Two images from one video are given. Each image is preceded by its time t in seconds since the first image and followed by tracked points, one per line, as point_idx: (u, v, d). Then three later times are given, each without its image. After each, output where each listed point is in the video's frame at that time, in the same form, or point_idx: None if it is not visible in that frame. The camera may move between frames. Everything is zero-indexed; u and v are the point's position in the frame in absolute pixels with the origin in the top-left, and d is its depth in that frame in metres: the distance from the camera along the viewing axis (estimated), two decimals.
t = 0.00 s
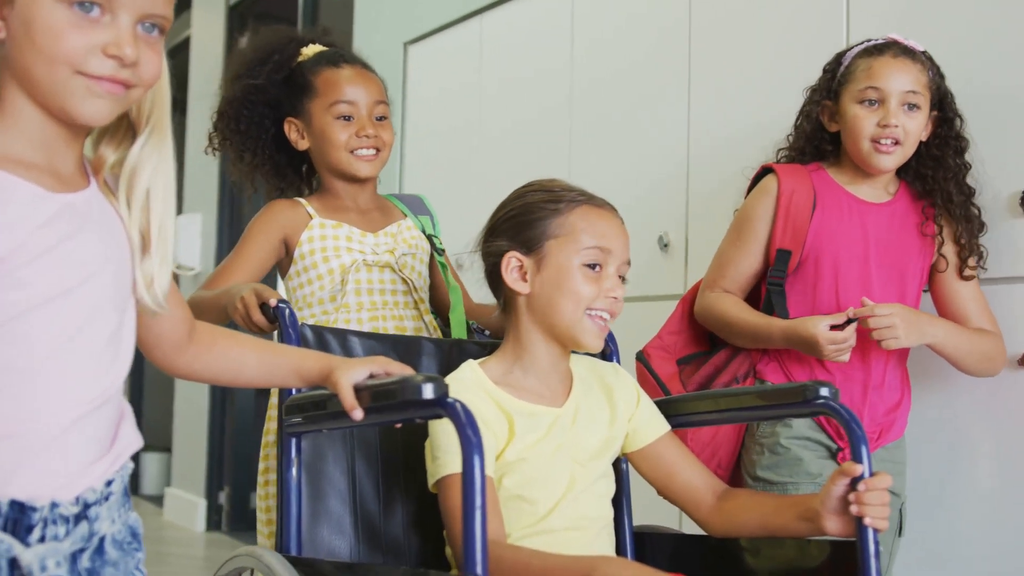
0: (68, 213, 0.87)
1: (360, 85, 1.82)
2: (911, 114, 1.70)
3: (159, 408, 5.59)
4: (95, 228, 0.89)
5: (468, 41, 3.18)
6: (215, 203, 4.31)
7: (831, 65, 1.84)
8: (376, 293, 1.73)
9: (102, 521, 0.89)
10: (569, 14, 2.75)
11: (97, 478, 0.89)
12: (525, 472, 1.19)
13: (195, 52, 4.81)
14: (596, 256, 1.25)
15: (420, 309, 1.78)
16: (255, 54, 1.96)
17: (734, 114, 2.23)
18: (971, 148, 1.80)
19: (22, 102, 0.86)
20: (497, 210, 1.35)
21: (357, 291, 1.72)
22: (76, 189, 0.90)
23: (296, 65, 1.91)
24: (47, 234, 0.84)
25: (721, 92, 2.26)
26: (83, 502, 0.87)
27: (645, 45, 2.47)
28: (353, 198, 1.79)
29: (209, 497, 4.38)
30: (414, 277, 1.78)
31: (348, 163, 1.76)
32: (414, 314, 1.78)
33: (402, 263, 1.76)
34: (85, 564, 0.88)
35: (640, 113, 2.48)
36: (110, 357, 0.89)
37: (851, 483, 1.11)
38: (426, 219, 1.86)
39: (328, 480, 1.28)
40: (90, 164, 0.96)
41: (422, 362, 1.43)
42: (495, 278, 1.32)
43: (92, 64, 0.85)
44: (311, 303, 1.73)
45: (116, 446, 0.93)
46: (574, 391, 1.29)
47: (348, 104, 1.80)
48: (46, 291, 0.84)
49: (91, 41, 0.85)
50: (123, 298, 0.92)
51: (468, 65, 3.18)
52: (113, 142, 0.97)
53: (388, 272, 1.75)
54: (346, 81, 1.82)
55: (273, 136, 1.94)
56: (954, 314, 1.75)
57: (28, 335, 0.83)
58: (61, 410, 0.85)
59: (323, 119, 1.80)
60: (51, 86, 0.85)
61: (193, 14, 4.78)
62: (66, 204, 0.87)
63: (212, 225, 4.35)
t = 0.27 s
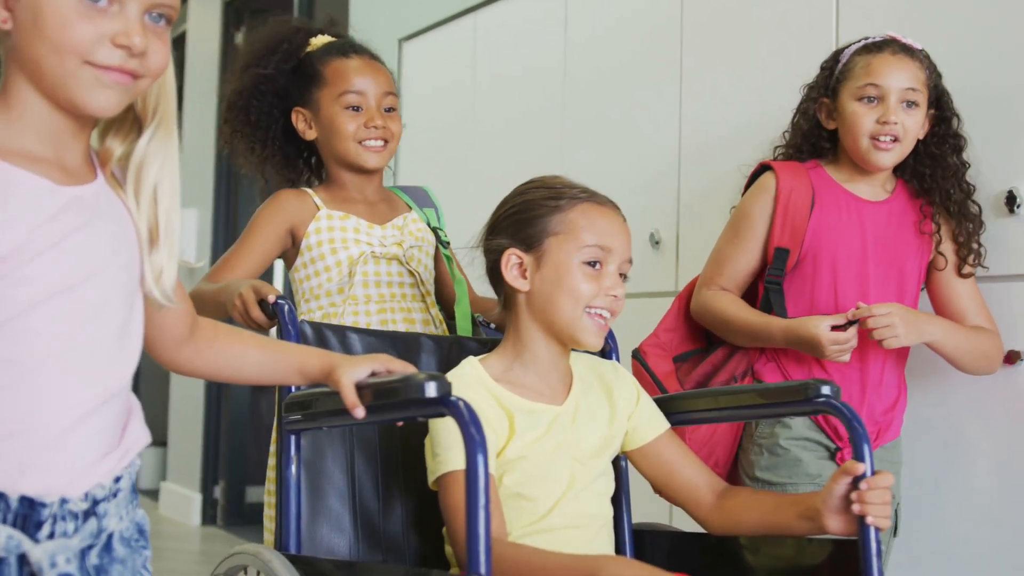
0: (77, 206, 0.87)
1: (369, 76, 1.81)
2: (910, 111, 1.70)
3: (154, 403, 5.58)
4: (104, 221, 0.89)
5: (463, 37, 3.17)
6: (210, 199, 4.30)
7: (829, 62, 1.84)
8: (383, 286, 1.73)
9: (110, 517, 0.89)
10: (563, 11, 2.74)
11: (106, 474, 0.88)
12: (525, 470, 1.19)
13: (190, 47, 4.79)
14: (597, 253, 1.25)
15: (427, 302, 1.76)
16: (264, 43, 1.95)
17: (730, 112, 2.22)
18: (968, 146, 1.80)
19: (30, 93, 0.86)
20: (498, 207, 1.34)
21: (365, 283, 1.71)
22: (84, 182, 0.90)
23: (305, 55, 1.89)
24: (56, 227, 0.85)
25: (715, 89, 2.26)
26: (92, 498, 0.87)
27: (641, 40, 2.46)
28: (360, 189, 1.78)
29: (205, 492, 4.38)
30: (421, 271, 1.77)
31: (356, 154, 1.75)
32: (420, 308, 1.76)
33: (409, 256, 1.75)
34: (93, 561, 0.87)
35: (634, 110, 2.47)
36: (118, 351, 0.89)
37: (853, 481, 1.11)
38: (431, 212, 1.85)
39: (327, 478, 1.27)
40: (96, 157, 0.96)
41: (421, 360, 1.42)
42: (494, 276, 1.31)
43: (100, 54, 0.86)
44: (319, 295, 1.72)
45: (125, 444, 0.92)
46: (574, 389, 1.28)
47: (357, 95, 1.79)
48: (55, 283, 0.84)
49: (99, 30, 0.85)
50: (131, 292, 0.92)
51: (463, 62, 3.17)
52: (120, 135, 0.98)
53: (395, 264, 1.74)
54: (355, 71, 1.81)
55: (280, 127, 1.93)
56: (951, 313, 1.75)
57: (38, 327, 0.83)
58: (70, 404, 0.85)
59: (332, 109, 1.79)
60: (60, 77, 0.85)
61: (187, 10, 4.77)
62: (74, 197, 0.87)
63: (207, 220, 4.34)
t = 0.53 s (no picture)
0: (81, 207, 0.86)
1: (377, 71, 1.80)
2: (907, 110, 1.70)
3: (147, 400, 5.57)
4: (109, 222, 0.89)
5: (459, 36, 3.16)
6: (205, 197, 4.29)
7: (825, 61, 1.84)
8: (391, 283, 1.73)
9: (120, 519, 0.89)
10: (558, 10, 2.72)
11: (114, 476, 0.88)
12: (525, 470, 1.18)
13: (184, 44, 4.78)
14: (597, 253, 1.24)
15: (432, 298, 1.76)
16: (271, 34, 1.93)
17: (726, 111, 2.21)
18: (964, 146, 1.80)
19: (35, 94, 0.86)
20: (499, 207, 1.34)
21: (373, 280, 1.71)
22: (89, 182, 0.89)
23: (313, 48, 1.88)
24: (61, 229, 0.84)
25: (712, 89, 2.25)
26: (102, 501, 0.87)
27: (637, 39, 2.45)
28: (364, 185, 1.77)
29: (199, 488, 4.37)
30: (427, 267, 1.77)
31: (362, 151, 1.75)
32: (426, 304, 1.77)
33: (416, 252, 1.75)
34: (103, 563, 0.88)
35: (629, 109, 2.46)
36: (122, 353, 0.89)
37: (856, 482, 1.11)
38: (433, 209, 1.85)
39: (327, 478, 1.27)
40: (102, 156, 0.97)
41: (420, 359, 1.41)
42: (495, 276, 1.31)
43: (105, 52, 0.85)
44: (327, 292, 1.71)
45: (132, 448, 0.92)
46: (574, 389, 1.28)
47: (365, 90, 1.78)
48: (61, 286, 0.84)
49: (104, 29, 0.85)
50: (136, 295, 0.91)
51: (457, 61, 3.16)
52: (125, 134, 0.98)
53: (401, 261, 1.75)
54: (362, 67, 1.80)
55: (286, 120, 1.92)
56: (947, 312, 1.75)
57: (44, 330, 0.83)
58: (78, 407, 0.85)
59: (339, 103, 1.78)
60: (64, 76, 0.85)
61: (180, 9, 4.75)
62: (78, 199, 0.87)
63: (202, 218, 4.33)
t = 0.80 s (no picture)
0: (81, 206, 0.86)
1: (380, 70, 1.79)
2: (901, 107, 1.70)
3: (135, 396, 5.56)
4: (109, 220, 0.89)
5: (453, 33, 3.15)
6: (195, 193, 4.27)
7: (816, 58, 1.83)
8: (395, 281, 1.72)
9: (122, 516, 0.89)
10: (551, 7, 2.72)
11: (117, 474, 0.89)
12: (523, 469, 1.18)
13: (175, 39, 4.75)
14: (595, 251, 1.23)
15: (435, 296, 1.76)
16: (273, 26, 1.92)
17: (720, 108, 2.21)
18: (954, 144, 1.81)
19: (33, 93, 0.85)
20: (496, 206, 1.34)
21: (377, 279, 1.70)
22: (87, 181, 0.89)
23: (316, 43, 1.87)
24: (63, 229, 0.84)
25: (706, 87, 2.25)
26: (106, 498, 0.87)
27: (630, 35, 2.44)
28: (365, 183, 1.77)
29: (189, 484, 4.37)
30: (429, 266, 1.77)
31: (365, 150, 1.74)
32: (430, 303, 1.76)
33: (418, 251, 1.75)
34: (106, 560, 0.88)
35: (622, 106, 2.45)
36: (123, 352, 0.89)
37: (855, 481, 1.10)
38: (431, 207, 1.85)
39: (322, 478, 1.26)
40: (101, 154, 0.96)
41: (416, 357, 1.40)
42: (492, 275, 1.30)
43: (105, 50, 0.84)
44: (330, 291, 1.70)
45: (132, 447, 0.92)
46: (571, 388, 1.27)
47: (368, 88, 1.77)
48: (64, 286, 0.83)
49: (104, 26, 0.84)
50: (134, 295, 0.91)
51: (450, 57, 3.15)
52: (125, 131, 0.97)
53: (404, 259, 1.74)
54: (365, 64, 1.79)
55: (284, 113, 1.90)
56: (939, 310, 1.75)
57: (45, 331, 0.82)
58: (84, 407, 0.85)
59: (342, 100, 1.77)
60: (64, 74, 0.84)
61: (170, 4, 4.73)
62: (79, 198, 0.86)
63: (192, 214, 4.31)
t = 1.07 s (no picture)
0: (76, 204, 0.85)
1: (375, 68, 1.78)
2: (890, 102, 1.70)
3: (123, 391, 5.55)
4: (103, 218, 0.88)
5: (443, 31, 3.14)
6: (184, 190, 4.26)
7: (804, 53, 1.83)
8: (393, 284, 1.71)
9: (118, 515, 0.89)
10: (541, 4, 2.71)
11: (115, 473, 0.88)
12: (517, 469, 1.17)
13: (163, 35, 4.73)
14: (587, 250, 1.23)
15: (431, 299, 1.74)
16: (265, 25, 1.90)
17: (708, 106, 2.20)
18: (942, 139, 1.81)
19: (24, 89, 0.84)
20: (489, 204, 1.33)
21: (376, 281, 1.69)
22: (80, 178, 0.88)
23: (308, 41, 1.86)
24: (57, 227, 0.83)
25: (695, 85, 2.24)
26: (104, 497, 0.87)
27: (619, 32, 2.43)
28: (362, 183, 1.76)
29: (178, 480, 4.36)
30: (427, 269, 1.76)
31: (361, 150, 1.73)
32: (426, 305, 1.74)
33: (416, 253, 1.74)
34: (102, 559, 0.87)
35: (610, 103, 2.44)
36: (120, 353, 0.88)
37: (851, 480, 1.10)
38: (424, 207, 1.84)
39: (316, 478, 1.25)
40: (93, 148, 0.95)
41: (409, 355, 1.40)
42: (485, 273, 1.30)
43: (99, 47, 0.83)
44: (329, 292, 1.69)
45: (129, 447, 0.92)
46: (565, 387, 1.26)
47: (364, 87, 1.76)
48: (58, 285, 0.83)
49: (98, 23, 0.83)
50: (130, 295, 0.90)
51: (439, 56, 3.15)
52: (116, 127, 0.96)
53: (402, 262, 1.73)
54: (359, 63, 1.78)
55: (275, 112, 1.89)
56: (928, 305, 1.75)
57: (41, 331, 0.82)
58: (80, 406, 0.84)
59: (338, 100, 1.76)
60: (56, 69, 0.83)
61: None
62: (72, 195, 0.85)
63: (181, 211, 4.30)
